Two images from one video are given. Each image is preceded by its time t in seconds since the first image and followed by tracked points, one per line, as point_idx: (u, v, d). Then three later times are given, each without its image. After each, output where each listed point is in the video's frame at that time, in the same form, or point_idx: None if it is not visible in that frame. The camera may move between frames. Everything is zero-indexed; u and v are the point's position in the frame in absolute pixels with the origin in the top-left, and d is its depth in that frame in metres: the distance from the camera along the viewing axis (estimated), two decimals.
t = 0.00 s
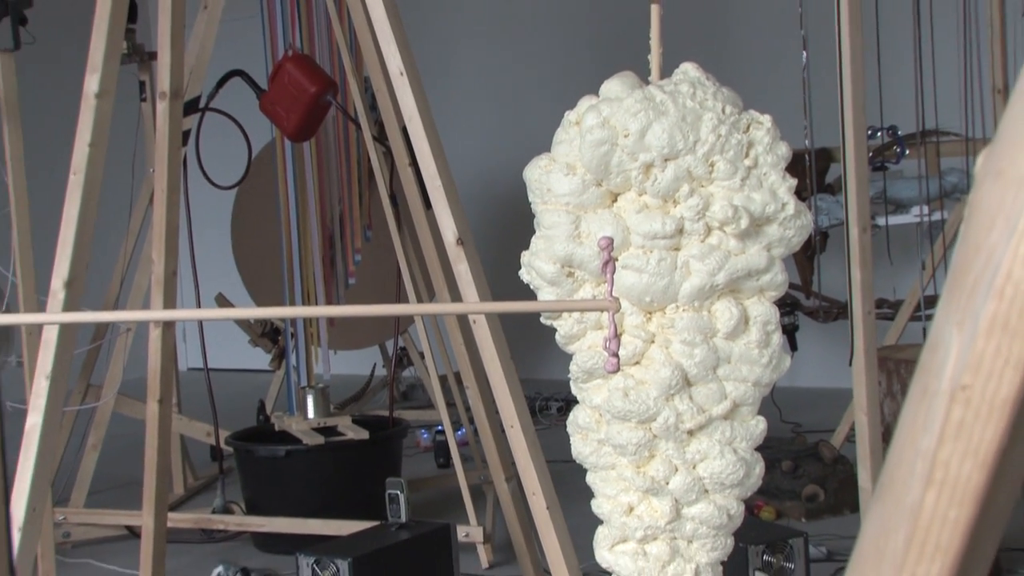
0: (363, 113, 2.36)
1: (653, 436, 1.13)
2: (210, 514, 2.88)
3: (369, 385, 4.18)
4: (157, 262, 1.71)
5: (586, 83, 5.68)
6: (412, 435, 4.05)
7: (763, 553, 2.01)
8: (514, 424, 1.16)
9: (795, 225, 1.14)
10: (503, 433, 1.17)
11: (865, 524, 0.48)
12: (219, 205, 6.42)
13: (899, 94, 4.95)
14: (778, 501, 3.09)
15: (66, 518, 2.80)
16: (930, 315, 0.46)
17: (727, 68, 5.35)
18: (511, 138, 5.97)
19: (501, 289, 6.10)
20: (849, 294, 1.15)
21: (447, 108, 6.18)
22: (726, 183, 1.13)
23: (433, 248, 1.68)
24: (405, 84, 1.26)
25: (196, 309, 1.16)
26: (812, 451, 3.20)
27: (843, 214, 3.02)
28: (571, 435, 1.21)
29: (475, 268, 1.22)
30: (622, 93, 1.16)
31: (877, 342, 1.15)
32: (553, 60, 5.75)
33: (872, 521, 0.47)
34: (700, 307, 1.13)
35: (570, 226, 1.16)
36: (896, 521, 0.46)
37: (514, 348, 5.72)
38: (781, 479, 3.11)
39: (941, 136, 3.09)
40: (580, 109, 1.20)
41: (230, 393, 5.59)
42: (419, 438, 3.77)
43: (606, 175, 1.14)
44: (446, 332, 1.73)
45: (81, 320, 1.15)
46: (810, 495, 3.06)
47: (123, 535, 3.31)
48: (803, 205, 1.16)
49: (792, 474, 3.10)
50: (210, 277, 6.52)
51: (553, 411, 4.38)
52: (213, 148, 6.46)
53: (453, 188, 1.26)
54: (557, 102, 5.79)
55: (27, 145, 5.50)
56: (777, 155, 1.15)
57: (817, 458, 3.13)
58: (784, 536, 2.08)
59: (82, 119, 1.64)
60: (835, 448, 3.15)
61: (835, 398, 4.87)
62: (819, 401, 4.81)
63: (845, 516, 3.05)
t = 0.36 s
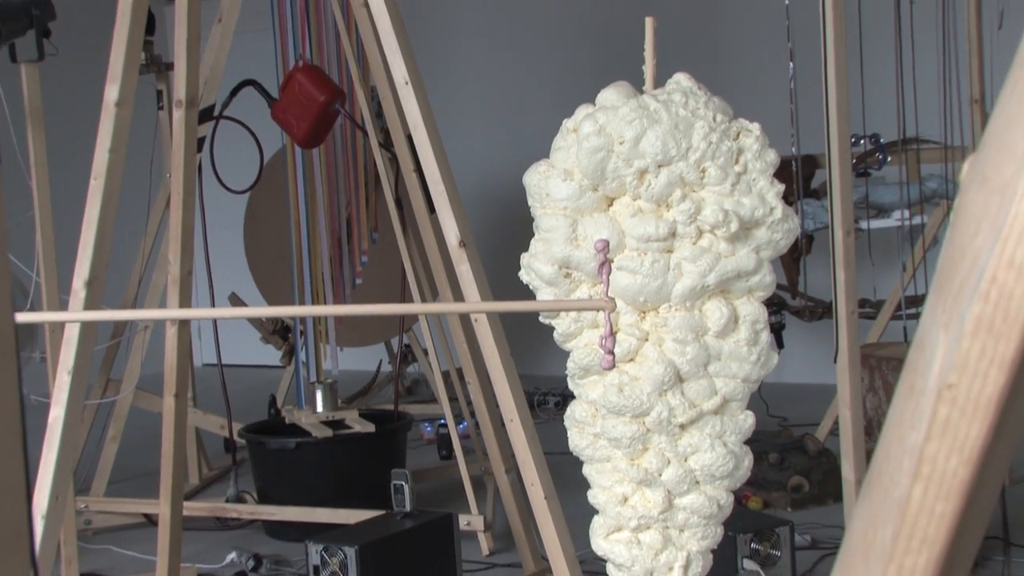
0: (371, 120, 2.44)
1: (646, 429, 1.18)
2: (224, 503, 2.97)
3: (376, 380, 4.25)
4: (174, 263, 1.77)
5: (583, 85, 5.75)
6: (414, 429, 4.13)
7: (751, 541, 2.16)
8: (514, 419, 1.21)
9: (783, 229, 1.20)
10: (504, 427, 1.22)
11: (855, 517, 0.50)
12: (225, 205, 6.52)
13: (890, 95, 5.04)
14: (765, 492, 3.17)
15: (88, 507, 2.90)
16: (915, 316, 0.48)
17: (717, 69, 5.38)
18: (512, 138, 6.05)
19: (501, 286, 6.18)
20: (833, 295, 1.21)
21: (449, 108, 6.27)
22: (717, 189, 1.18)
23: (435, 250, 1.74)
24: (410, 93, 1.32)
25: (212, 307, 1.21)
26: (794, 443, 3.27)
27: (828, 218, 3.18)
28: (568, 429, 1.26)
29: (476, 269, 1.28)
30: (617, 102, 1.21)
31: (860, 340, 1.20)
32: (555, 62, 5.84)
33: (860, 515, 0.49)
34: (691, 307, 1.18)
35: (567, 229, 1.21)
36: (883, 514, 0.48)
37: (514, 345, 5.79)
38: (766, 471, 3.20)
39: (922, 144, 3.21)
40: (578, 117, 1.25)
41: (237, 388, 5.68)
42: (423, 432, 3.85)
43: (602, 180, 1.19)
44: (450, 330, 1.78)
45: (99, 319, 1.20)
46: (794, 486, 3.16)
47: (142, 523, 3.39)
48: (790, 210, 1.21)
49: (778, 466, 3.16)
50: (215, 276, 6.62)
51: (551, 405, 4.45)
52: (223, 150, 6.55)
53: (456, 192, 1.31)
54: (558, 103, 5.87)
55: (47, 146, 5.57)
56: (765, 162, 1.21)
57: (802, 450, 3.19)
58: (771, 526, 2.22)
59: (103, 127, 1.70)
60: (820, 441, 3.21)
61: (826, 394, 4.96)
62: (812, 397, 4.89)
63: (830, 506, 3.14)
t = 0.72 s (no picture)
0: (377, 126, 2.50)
1: (642, 423, 1.24)
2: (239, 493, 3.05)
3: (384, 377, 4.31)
4: (192, 265, 1.84)
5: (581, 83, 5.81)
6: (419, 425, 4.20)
7: (741, 530, 2.24)
8: (515, 413, 1.28)
9: (771, 233, 1.26)
10: (506, 421, 1.28)
11: (843, 508, 0.52)
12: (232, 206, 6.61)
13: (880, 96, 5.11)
14: (754, 483, 3.23)
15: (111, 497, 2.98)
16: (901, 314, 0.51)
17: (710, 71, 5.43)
18: (513, 138, 6.11)
19: (503, 284, 6.24)
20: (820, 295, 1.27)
21: (451, 106, 6.33)
22: (709, 194, 1.24)
23: (440, 250, 1.80)
24: (417, 103, 1.38)
25: (229, 307, 1.27)
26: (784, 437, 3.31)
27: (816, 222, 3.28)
28: (568, 423, 1.32)
29: (479, 271, 1.34)
30: (614, 112, 1.27)
31: (847, 337, 1.26)
32: (554, 64, 5.89)
33: (849, 503, 0.51)
34: (685, 307, 1.24)
35: (567, 233, 1.27)
36: (871, 503, 0.50)
37: (516, 342, 5.85)
38: (756, 462, 3.25)
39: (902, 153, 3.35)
40: (577, 126, 1.31)
41: (241, 386, 5.75)
42: (429, 427, 3.91)
43: (600, 186, 1.25)
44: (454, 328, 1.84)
45: (122, 318, 1.27)
46: (783, 478, 3.20)
47: (162, 512, 3.48)
48: (779, 215, 1.27)
49: (767, 458, 3.25)
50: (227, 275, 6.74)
51: (551, 400, 4.51)
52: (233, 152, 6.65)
53: (460, 198, 1.38)
54: (557, 104, 5.92)
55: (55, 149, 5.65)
56: (755, 169, 1.27)
57: (790, 443, 3.26)
58: (761, 514, 2.29)
59: (124, 136, 1.77)
60: (807, 434, 3.27)
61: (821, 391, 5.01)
62: (807, 393, 4.96)
63: (817, 497, 3.22)
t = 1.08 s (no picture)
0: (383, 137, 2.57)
1: (635, 421, 1.30)
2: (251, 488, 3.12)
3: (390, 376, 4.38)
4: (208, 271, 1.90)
5: (582, 88, 5.88)
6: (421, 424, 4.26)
7: (730, 523, 2.30)
8: (515, 413, 1.34)
9: (760, 239, 1.32)
10: (506, 420, 1.34)
11: (833, 505, 0.57)
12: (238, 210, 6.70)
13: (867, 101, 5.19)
14: (743, 479, 3.28)
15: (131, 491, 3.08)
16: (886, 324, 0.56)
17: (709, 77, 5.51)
18: (515, 142, 6.18)
19: (505, 286, 6.31)
20: (806, 299, 1.33)
21: (454, 110, 6.41)
22: (701, 204, 1.30)
23: (443, 256, 1.86)
24: (422, 117, 1.45)
25: (241, 312, 1.33)
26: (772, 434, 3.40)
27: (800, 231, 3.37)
28: (566, 422, 1.38)
29: (481, 278, 1.40)
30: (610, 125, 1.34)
31: (831, 340, 1.32)
32: (556, 70, 5.96)
33: (839, 502, 0.56)
34: (677, 311, 1.30)
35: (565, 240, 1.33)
36: (859, 502, 0.55)
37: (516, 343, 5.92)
38: (744, 458, 3.32)
39: (884, 163, 3.43)
40: (574, 138, 1.37)
41: (245, 387, 5.83)
42: (433, 425, 3.98)
43: (596, 196, 1.31)
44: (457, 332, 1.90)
45: (141, 322, 1.33)
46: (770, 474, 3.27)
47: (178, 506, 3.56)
48: (767, 223, 1.33)
49: (755, 454, 3.31)
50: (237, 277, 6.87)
51: (549, 399, 4.57)
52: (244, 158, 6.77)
53: (462, 206, 1.44)
54: (559, 110, 5.98)
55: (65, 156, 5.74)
56: (744, 179, 1.33)
57: (776, 441, 3.33)
58: (749, 508, 2.35)
59: (144, 148, 1.84)
60: (793, 431, 3.37)
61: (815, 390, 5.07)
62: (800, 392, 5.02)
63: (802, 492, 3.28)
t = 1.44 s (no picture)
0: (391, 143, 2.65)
1: (632, 416, 1.36)
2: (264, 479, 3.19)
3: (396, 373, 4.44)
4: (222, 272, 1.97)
5: (582, 93, 5.95)
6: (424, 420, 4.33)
7: (722, 513, 2.36)
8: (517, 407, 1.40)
9: (750, 243, 1.38)
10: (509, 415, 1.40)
11: (823, 499, 0.57)
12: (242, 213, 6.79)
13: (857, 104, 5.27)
14: (733, 471, 3.36)
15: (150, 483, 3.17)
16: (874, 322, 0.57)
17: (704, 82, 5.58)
18: (515, 145, 6.25)
19: (505, 287, 6.38)
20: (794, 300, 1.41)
21: (455, 113, 6.48)
22: (695, 209, 1.37)
23: (449, 257, 1.93)
24: (427, 124, 1.51)
25: (255, 311, 1.39)
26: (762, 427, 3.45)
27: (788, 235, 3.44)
28: (565, 417, 1.44)
29: (484, 280, 1.47)
30: (608, 133, 1.40)
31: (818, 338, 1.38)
32: (556, 75, 6.03)
33: (829, 496, 0.57)
34: (672, 311, 1.36)
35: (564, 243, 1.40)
36: (848, 496, 0.55)
37: (517, 342, 5.99)
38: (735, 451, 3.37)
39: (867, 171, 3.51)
40: (573, 146, 1.44)
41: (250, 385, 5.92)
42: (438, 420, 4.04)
43: (594, 201, 1.37)
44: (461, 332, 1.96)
45: (161, 320, 1.39)
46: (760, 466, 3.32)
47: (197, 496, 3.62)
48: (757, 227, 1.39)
49: (746, 447, 3.35)
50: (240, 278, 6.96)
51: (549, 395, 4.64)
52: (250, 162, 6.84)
53: (466, 210, 1.51)
54: (558, 114, 6.05)
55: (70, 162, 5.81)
56: (734, 185, 1.39)
57: (766, 434, 3.38)
58: (739, 499, 2.42)
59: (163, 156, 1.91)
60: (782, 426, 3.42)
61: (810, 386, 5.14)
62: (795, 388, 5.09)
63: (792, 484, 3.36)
